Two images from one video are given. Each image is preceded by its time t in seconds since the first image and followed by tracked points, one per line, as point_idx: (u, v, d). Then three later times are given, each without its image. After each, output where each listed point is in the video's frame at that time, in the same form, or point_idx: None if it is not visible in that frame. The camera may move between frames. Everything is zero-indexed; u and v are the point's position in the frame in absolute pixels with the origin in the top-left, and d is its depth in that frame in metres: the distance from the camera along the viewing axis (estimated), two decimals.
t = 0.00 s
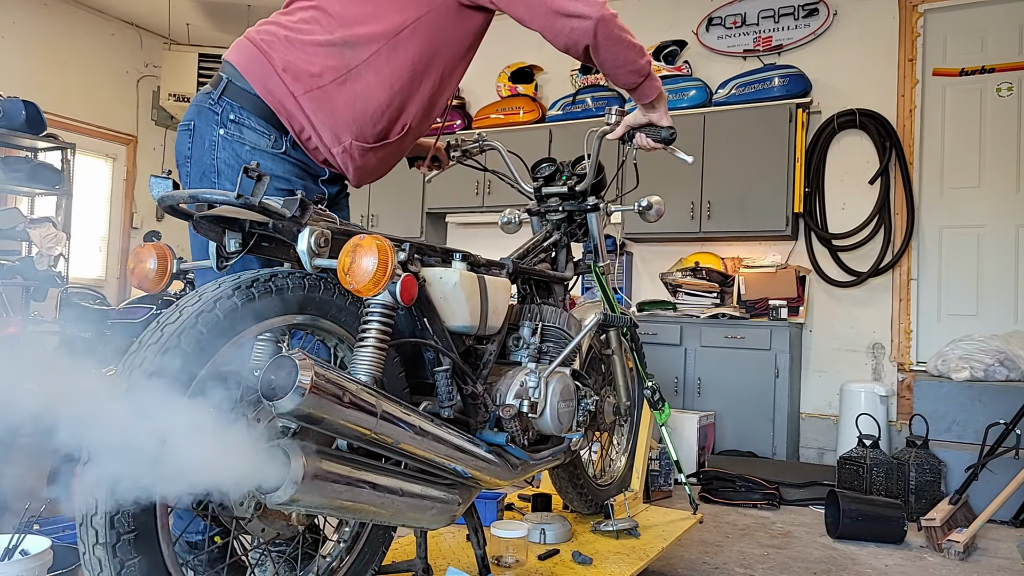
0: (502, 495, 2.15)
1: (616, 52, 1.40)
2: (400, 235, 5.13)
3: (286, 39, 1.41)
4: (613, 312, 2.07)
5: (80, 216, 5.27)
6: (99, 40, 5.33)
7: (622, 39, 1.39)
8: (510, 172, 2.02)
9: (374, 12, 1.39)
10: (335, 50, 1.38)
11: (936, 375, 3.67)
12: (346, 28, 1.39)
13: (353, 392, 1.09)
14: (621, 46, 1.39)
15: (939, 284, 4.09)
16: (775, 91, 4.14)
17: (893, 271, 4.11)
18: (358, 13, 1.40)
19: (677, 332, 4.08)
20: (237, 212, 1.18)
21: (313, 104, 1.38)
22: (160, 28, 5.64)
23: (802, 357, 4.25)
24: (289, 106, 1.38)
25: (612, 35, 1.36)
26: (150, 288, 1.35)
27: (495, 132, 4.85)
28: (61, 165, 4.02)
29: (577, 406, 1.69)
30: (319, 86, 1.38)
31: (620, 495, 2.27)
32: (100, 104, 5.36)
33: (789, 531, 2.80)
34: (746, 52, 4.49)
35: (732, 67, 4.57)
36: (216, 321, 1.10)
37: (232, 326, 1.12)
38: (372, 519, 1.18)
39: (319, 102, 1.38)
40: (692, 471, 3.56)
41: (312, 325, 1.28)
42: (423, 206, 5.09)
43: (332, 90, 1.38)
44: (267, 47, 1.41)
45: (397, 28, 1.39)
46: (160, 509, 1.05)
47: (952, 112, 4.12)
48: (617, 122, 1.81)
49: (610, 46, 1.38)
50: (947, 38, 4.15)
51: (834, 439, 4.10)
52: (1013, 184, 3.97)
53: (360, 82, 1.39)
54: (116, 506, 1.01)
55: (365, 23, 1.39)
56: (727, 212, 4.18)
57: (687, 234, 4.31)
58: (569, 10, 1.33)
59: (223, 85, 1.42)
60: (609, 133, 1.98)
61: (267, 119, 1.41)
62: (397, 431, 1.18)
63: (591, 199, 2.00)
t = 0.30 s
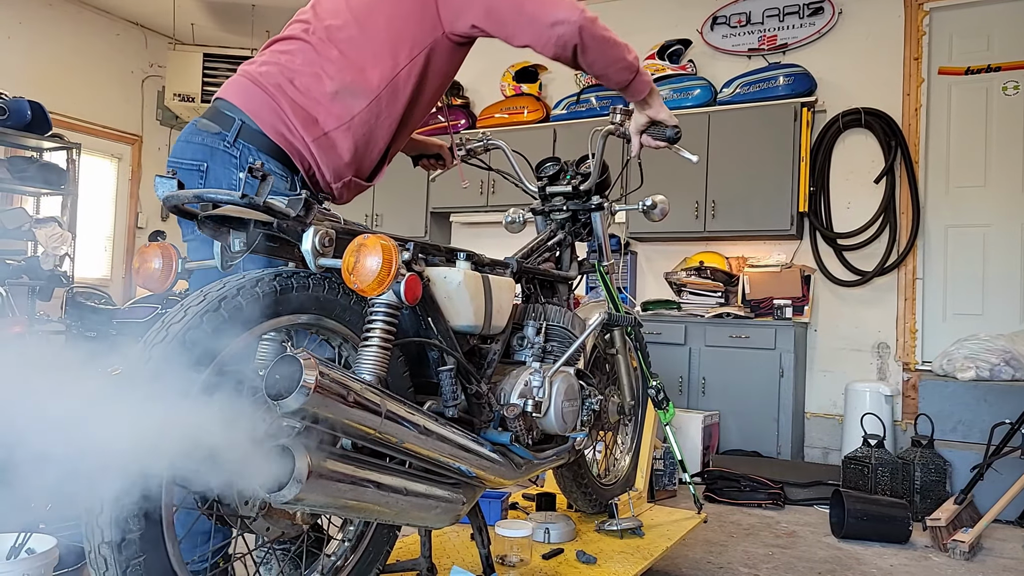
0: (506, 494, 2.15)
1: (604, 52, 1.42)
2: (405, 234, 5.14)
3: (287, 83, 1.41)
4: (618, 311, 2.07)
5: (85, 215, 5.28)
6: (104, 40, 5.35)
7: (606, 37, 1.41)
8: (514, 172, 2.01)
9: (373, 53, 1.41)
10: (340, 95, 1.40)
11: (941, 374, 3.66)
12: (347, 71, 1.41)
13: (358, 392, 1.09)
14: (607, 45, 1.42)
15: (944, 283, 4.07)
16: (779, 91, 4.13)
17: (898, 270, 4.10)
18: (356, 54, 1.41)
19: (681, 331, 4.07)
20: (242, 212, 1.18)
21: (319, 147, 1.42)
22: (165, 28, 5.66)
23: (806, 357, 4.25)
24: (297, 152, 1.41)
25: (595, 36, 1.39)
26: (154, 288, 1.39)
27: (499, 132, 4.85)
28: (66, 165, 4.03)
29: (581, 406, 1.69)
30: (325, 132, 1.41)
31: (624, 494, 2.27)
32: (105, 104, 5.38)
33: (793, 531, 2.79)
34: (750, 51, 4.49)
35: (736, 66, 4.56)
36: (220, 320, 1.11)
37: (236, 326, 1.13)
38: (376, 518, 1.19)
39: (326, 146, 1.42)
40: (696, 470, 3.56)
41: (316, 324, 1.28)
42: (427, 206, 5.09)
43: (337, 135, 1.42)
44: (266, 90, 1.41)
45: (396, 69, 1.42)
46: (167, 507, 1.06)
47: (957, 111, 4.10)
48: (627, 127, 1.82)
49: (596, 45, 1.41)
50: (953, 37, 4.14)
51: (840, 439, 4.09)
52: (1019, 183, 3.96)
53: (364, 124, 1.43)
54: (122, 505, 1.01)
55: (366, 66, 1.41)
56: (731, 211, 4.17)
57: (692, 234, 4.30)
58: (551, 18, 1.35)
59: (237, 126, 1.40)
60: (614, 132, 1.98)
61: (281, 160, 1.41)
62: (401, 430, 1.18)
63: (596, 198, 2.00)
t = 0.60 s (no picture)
0: (509, 493, 2.14)
1: (579, 64, 1.46)
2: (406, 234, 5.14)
3: (279, 110, 1.43)
4: (621, 311, 2.07)
5: (87, 214, 5.29)
6: (106, 39, 5.35)
7: (580, 47, 1.45)
8: (519, 171, 2.00)
9: (355, 80, 1.46)
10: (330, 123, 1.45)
11: (943, 374, 3.66)
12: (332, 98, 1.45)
13: (362, 392, 1.10)
14: (582, 56, 1.46)
15: (946, 282, 4.07)
16: (781, 91, 4.13)
17: (900, 269, 4.09)
18: (340, 81, 1.45)
19: (684, 331, 4.07)
20: (246, 212, 1.21)
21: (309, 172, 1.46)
22: (167, 27, 5.66)
23: (808, 356, 4.25)
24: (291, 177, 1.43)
25: (566, 51, 1.43)
26: (157, 286, 1.42)
27: (501, 131, 4.85)
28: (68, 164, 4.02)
29: (585, 405, 1.69)
30: (316, 156, 1.45)
31: (627, 494, 2.27)
32: (107, 103, 5.37)
33: (795, 530, 2.80)
34: (753, 51, 4.48)
35: (738, 66, 4.56)
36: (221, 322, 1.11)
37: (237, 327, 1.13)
38: (379, 519, 1.19)
39: (317, 170, 1.46)
40: (699, 470, 3.56)
41: (320, 324, 1.28)
42: (429, 205, 5.09)
43: (328, 159, 1.46)
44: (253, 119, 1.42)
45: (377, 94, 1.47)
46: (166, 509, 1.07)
47: (959, 111, 4.10)
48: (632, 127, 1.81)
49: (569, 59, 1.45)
50: (955, 36, 4.13)
51: (842, 438, 4.09)
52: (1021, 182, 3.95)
53: (352, 149, 1.49)
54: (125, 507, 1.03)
55: (349, 93, 1.46)
56: (734, 211, 4.17)
57: (694, 233, 4.30)
58: (521, 39, 1.39)
59: (246, 149, 1.39)
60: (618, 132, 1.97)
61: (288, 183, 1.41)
62: (405, 431, 1.18)
63: (600, 196, 2.00)
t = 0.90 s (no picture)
0: (510, 493, 2.15)
1: (574, 51, 1.49)
2: (406, 232, 5.13)
3: (297, 114, 1.42)
4: (623, 311, 2.07)
5: (85, 213, 5.28)
6: (105, 38, 5.33)
7: (572, 35, 1.49)
8: (521, 170, 2.00)
9: (367, 77, 1.46)
10: (348, 122, 1.45)
11: (942, 373, 3.66)
12: (348, 97, 1.44)
13: (363, 392, 1.09)
14: (576, 44, 1.49)
15: (945, 281, 4.07)
16: (782, 91, 4.13)
17: (899, 269, 4.10)
18: (354, 80, 1.45)
19: (684, 330, 4.07)
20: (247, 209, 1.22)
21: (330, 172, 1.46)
22: (166, 25, 5.65)
23: (808, 355, 4.25)
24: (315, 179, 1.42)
25: (562, 38, 1.47)
26: (158, 285, 1.38)
27: (501, 130, 4.85)
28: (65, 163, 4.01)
29: (586, 406, 1.69)
30: (339, 158, 1.45)
31: (627, 493, 2.27)
32: (105, 102, 5.36)
33: (795, 529, 2.80)
34: (753, 51, 4.48)
35: (739, 66, 4.56)
36: (226, 319, 1.10)
37: (240, 325, 1.12)
38: (381, 519, 1.19)
39: (340, 171, 1.46)
40: (699, 469, 3.56)
41: (321, 324, 1.27)
42: (429, 204, 5.09)
43: (348, 158, 1.46)
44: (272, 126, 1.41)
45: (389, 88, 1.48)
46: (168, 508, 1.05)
47: (958, 111, 4.10)
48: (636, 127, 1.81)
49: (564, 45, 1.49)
50: (954, 37, 4.13)
51: (841, 437, 4.10)
52: (1020, 182, 3.96)
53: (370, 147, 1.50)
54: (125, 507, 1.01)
55: (363, 90, 1.46)
56: (734, 211, 4.17)
57: (694, 232, 4.30)
58: (517, 27, 1.43)
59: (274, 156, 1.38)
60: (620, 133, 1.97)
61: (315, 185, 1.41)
62: (406, 430, 1.18)
63: (601, 196, 2.00)
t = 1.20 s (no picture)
0: (507, 492, 2.14)
1: (532, 69, 1.47)
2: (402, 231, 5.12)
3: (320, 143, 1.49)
4: (620, 311, 2.07)
5: (79, 211, 5.25)
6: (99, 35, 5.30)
7: (533, 54, 1.47)
8: (519, 169, 1.99)
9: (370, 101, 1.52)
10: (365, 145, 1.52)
11: (936, 372, 3.67)
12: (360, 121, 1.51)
13: (360, 391, 1.09)
14: (535, 63, 1.47)
15: (940, 280, 4.09)
16: (779, 91, 4.13)
17: (895, 268, 4.11)
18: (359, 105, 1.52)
19: (681, 330, 4.08)
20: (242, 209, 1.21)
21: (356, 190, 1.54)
22: (162, 23, 5.63)
23: (804, 354, 4.26)
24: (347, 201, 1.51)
25: (518, 56, 1.46)
26: (152, 283, 1.36)
27: (498, 129, 4.84)
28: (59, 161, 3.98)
29: (584, 404, 1.69)
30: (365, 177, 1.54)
31: (625, 492, 2.27)
32: (100, 99, 5.33)
33: (791, 527, 2.80)
34: (750, 51, 4.48)
35: (735, 66, 4.56)
36: (222, 319, 1.09)
37: (237, 324, 1.11)
38: (378, 518, 1.18)
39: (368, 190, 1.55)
40: (696, 468, 3.56)
41: (317, 322, 1.27)
42: (426, 203, 5.08)
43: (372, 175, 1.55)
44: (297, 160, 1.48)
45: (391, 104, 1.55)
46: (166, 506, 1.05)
47: (953, 111, 4.11)
48: (634, 126, 1.80)
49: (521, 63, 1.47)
50: (949, 37, 4.14)
51: (837, 435, 4.11)
52: (1013, 182, 3.97)
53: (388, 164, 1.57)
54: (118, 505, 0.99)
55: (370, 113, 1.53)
56: (731, 210, 4.18)
57: (692, 232, 4.31)
58: (478, 53, 1.43)
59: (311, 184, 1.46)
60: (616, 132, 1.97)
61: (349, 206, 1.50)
62: (403, 430, 1.18)
63: (598, 195, 2.00)
